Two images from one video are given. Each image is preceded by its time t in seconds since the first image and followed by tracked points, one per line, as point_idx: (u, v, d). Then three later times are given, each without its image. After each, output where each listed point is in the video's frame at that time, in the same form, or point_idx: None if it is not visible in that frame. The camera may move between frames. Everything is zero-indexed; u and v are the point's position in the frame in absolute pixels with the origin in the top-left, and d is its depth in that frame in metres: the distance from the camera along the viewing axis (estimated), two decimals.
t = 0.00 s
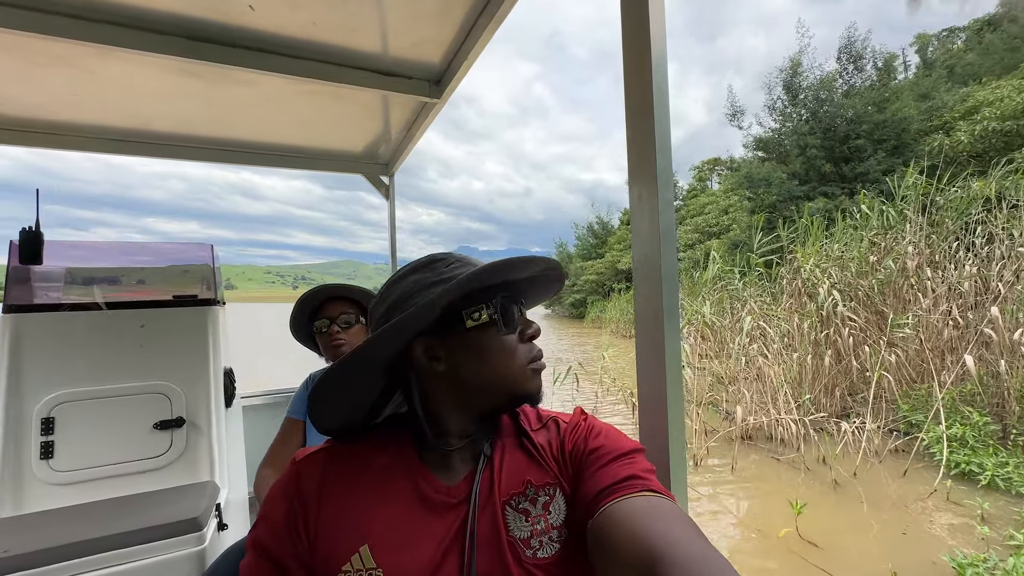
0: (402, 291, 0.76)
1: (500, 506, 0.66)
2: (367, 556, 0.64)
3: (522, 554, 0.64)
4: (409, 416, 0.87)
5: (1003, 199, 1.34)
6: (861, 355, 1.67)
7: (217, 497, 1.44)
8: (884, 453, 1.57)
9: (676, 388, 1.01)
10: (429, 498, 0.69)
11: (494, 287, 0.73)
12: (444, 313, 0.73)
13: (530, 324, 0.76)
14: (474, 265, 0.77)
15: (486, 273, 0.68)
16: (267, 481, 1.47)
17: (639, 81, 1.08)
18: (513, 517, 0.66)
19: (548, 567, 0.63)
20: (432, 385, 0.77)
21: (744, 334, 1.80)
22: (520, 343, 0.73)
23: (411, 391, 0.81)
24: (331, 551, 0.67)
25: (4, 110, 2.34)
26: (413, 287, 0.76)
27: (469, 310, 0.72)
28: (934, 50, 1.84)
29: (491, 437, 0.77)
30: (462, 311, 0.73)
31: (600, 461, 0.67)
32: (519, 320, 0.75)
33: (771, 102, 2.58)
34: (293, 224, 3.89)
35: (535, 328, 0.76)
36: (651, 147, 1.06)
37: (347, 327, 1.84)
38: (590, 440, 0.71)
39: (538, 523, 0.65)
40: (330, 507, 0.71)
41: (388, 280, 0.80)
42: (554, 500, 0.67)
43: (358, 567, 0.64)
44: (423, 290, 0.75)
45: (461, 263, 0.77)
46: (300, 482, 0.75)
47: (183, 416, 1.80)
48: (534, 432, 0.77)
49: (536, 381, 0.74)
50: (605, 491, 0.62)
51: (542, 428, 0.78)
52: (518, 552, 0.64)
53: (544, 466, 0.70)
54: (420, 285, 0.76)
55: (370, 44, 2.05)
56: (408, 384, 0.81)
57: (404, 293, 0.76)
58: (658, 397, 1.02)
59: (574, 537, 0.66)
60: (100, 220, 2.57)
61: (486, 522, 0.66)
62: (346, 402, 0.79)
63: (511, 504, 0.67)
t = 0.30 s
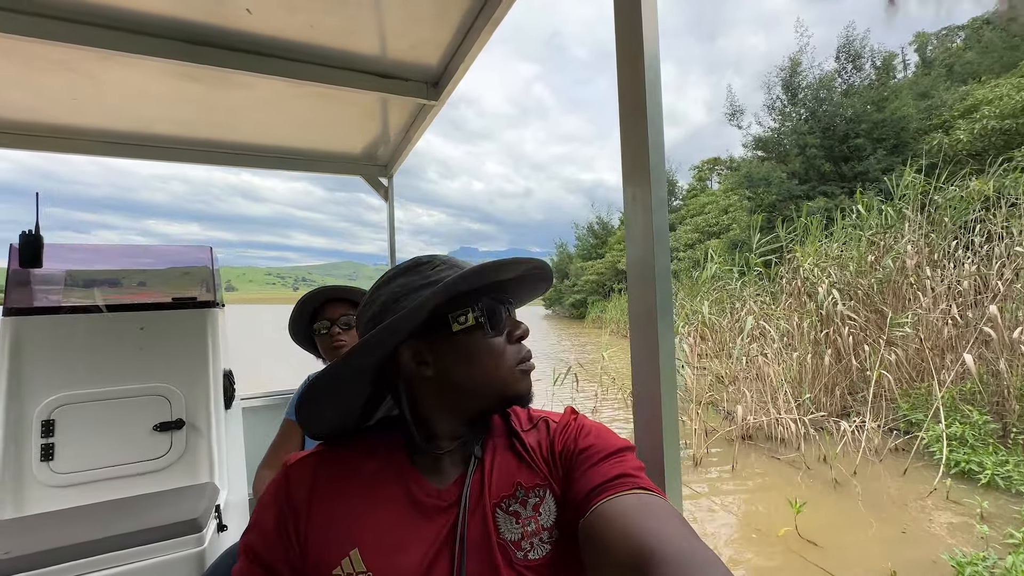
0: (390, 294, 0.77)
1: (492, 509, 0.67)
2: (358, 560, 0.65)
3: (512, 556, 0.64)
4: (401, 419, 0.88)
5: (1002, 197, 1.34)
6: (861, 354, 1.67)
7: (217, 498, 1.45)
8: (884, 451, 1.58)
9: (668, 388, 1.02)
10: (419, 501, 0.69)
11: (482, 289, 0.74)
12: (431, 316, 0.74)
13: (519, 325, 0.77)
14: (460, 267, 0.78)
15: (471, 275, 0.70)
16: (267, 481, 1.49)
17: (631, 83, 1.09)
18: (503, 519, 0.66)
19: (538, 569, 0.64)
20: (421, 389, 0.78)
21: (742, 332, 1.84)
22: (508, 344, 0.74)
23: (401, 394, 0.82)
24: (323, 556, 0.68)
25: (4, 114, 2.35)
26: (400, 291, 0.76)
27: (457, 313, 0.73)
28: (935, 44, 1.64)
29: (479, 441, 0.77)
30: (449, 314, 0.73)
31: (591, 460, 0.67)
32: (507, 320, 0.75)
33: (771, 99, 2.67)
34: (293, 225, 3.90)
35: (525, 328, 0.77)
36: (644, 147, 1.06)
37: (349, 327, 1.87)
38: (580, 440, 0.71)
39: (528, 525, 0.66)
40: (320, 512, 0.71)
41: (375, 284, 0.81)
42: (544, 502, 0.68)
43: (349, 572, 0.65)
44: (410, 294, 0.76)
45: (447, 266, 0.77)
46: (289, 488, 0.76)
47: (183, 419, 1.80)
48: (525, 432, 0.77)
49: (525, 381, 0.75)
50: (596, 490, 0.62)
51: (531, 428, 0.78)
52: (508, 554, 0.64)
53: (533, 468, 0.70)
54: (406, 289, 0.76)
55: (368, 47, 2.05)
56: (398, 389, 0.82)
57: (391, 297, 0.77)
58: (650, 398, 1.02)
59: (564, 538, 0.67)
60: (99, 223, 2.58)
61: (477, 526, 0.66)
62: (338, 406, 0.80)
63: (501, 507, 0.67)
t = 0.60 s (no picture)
0: (379, 296, 0.78)
1: (493, 503, 0.68)
2: (361, 554, 0.66)
3: (514, 549, 0.65)
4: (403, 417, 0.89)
5: (997, 197, 1.33)
6: (859, 353, 1.68)
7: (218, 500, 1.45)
8: (883, 449, 1.56)
9: (665, 388, 1.03)
10: (421, 497, 0.70)
11: (468, 286, 0.75)
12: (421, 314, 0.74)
13: (511, 317, 0.77)
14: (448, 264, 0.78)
15: (455, 272, 0.70)
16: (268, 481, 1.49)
17: (628, 85, 1.10)
18: (504, 513, 0.67)
19: (540, 562, 0.64)
20: (417, 387, 0.79)
21: (741, 332, 1.84)
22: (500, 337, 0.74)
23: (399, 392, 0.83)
24: (327, 548, 0.68)
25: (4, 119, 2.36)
26: (390, 291, 0.77)
27: (445, 312, 0.74)
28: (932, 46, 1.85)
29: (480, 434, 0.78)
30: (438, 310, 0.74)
31: (591, 453, 0.67)
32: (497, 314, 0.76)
33: (765, 102, 2.57)
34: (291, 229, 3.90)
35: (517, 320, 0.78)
36: (641, 148, 1.07)
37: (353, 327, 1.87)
38: (580, 433, 0.72)
39: (529, 519, 0.66)
40: (324, 507, 0.72)
41: (365, 286, 0.82)
42: (544, 496, 0.68)
43: (352, 564, 0.66)
44: (399, 293, 0.76)
45: (435, 264, 0.78)
46: (293, 484, 0.76)
47: (183, 420, 1.80)
48: (525, 426, 0.78)
49: (519, 374, 0.76)
50: (597, 483, 0.63)
51: (530, 424, 0.78)
52: (510, 547, 0.65)
53: (534, 463, 0.71)
54: (395, 288, 0.77)
55: (366, 51, 2.06)
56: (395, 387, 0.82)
57: (381, 297, 0.78)
58: (647, 400, 1.03)
59: (566, 532, 0.67)
60: (97, 227, 2.57)
61: (479, 519, 0.67)
62: (338, 407, 0.81)
63: (503, 501, 0.68)
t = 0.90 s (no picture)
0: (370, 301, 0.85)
1: (496, 505, 0.67)
2: (367, 549, 0.67)
3: (518, 553, 0.64)
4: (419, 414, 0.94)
5: (990, 198, 1.36)
6: (856, 354, 1.67)
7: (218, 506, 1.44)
8: (881, 449, 1.58)
9: (666, 389, 1.04)
10: (425, 495, 0.70)
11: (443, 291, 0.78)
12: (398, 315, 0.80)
13: (485, 325, 0.76)
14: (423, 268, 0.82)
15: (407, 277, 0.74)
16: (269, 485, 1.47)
17: (625, 90, 1.11)
18: (508, 515, 0.67)
19: (544, 565, 0.64)
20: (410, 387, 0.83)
21: (737, 332, 1.85)
22: (471, 345, 0.75)
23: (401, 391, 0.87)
24: (335, 543, 0.69)
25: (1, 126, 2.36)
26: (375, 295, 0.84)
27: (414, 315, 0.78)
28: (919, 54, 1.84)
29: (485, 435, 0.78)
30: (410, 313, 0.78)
31: (597, 453, 0.67)
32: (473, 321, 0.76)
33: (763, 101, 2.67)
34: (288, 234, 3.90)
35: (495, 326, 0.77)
36: (639, 151, 1.08)
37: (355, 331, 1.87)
38: (584, 434, 0.71)
39: (532, 521, 0.66)
40: (334, 503, 0.73)
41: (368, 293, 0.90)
42: (548, 498, 0.68)
43: (359, 560, 0.66)
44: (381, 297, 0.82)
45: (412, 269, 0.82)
46: (305, 483, 0.79)
47: (184, 425, 1.80)
48: (530, 427, 0.77)
49: (497, 383, 0.74)
50: (604, 483, 0.63)
51: (534, 421, 0.78)
52: (514, 550, 0.64)
53: (537, 465, 0.70)
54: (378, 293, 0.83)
55: (364, 56, 2.08)
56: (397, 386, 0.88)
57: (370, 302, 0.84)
58: (647, 403, 1.04)
59: (570, 535, 0.67)
60: (94, 234, 2.56)
61: (482, 519, 0.67)
62: (349, 404, 0.90)
63: (507, 503, 0.68)
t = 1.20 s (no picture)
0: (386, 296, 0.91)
1: (505, 499, 0.67)
2: (379, 534, 0.69)
3: (523, 548, 0.64)
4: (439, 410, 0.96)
5: (981, 199, 1.38)
6: (850, 354, 1.69)
7: (220, 509, 1.44)
8: (877, 449, 1.63)
9: (666, 388, 1.05)
10: (438, 489, 0.71)
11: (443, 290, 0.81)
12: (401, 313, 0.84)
13: (479, 326, 0.77)
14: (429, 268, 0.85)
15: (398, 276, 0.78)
16: (273, 485, 1.46)
17: (622, 95, 1.13)
18: (515, 511, 0.66)
19: (550, 561, 0.63)
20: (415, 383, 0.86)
21: (733, 336, 1.81)
22: (463, 344, 0.76)
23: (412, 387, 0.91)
24: (351, 526, 0.71)
25: None
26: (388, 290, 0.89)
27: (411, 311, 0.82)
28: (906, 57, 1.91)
29: (495, 431, 0.77)
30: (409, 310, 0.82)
31: (607, 452, 0.65)
32: (468, 321, 0.77)
33: (756, 104, 2.83)
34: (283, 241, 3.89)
35: (488, 327, 0.77)
36: (636, 153, 1.10)
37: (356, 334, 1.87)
38: (595, 433, 0.69)
39: (539, 518, 0.65)
40: (352, 490, 0.75)
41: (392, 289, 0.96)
42: (555, 497, 0.67)
43: (372, 543, 0.68)
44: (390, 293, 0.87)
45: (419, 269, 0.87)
46: (326, 471, 0.80)
47: (184, 429, 1.80)
48: (542, 423, 0.75)
49: (487, 384, 0.75)
50: (613, 483, 0.61)
51: (548, 416, 0.77)
52: (520, 546, 0.64)
53: (546, 462, 0.69)
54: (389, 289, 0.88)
55: (363, 62, 2.09)
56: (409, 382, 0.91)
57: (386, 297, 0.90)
58: (647, 404, 1.05)
59: (577, 533, 0.65)
60: (89, 240, 2.55)
61: (490, 513, 0.67)
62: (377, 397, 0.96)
63: (515, 499, 0.67)
